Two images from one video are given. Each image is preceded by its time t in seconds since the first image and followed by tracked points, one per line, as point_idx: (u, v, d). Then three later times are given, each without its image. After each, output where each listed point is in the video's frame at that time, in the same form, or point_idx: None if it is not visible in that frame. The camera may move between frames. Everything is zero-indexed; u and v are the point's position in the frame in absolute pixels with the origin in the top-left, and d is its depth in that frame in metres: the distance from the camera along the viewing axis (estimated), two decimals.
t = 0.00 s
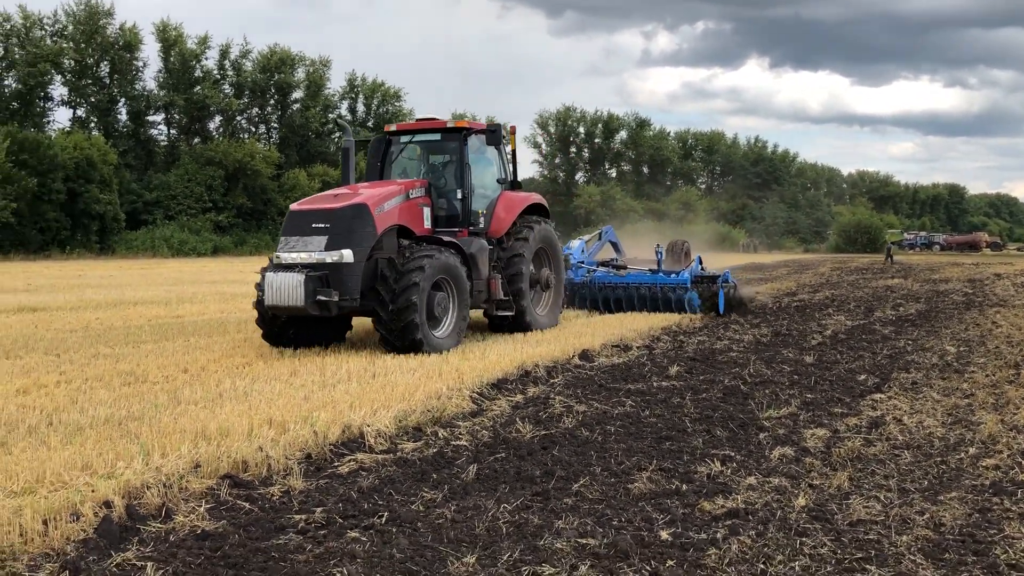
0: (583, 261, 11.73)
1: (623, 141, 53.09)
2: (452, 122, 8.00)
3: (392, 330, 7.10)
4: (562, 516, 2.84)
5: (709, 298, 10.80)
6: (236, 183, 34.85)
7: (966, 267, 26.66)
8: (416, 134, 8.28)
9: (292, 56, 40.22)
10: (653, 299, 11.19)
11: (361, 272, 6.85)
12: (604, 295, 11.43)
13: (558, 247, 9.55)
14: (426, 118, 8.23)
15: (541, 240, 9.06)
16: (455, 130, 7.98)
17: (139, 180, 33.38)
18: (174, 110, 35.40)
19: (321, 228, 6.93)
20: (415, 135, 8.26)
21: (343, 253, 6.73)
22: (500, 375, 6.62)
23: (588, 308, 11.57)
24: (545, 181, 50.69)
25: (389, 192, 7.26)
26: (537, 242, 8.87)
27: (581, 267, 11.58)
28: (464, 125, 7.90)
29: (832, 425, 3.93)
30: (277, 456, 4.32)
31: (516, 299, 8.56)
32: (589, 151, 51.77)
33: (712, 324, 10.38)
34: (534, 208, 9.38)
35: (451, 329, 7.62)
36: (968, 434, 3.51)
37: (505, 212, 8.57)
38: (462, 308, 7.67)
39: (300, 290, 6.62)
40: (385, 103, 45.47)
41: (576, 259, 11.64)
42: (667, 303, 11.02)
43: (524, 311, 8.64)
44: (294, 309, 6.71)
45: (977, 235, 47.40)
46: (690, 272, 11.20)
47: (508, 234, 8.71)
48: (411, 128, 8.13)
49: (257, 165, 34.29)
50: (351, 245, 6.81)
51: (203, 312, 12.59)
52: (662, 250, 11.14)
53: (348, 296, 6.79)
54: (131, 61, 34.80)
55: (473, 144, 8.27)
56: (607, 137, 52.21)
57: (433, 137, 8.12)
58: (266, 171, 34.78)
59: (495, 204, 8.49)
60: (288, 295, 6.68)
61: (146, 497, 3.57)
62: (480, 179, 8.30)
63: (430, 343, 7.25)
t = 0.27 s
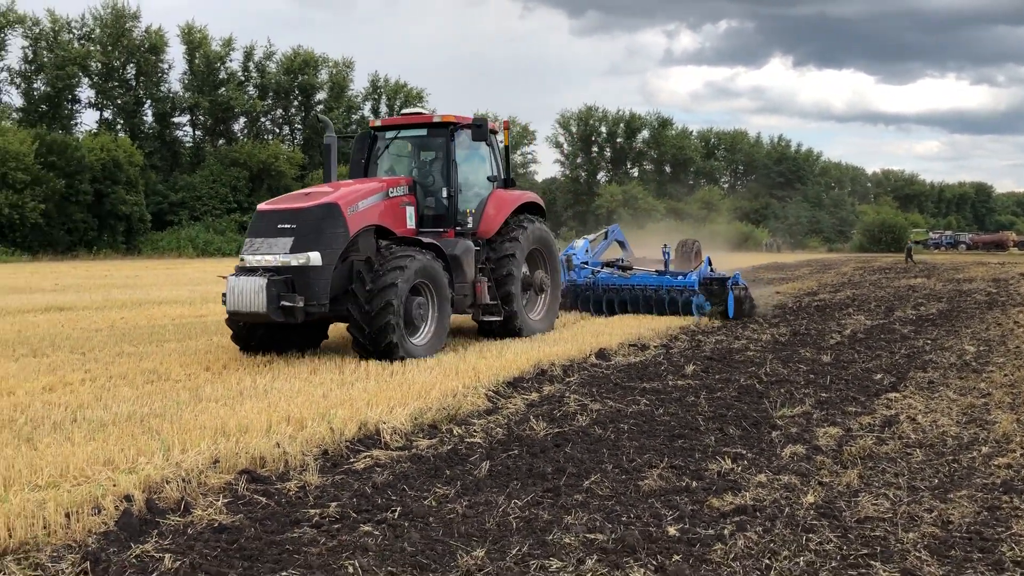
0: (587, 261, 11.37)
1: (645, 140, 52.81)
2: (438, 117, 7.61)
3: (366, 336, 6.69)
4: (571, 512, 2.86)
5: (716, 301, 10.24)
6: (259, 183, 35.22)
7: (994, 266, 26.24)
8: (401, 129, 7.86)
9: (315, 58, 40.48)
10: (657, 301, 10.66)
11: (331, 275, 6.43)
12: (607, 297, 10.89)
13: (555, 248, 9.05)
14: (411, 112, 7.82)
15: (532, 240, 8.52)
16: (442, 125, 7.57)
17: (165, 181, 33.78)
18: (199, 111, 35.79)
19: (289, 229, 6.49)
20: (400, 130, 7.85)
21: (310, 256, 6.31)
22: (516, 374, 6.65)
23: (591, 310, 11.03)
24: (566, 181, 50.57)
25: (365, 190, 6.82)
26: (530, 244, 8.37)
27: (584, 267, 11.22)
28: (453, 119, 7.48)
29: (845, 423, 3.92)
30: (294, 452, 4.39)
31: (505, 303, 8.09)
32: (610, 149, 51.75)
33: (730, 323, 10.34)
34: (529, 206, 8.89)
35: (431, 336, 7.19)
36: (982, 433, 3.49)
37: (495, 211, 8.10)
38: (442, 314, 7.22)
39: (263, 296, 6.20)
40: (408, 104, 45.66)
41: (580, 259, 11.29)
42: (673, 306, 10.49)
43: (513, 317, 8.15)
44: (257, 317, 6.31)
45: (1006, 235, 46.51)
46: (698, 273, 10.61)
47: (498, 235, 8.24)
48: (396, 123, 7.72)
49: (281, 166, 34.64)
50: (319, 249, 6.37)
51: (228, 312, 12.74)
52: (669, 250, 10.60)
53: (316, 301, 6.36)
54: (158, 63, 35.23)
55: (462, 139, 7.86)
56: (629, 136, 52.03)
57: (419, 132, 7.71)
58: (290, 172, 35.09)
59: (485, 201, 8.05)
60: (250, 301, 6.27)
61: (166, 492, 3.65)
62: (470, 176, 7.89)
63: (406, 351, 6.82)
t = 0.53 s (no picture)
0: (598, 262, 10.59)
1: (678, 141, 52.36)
2: (431, 110, 7.20)
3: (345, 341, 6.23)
4: (583, 505, 2.91)
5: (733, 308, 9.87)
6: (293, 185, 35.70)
7: None
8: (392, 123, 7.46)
9: (349, 61, 40.86)
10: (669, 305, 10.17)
11: (306, 277, 6.00)
12: (618, 301, 10.28)
13: (556, 251, 8.59)
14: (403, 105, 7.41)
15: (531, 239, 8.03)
16: (435, 119, 7.16)
17: (201, 184, 34.33)
18: (235, 115, 36.33)
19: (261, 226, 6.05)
20: (392, 124, 7.45)
21: (283, 256, 5.88)
22: (538, 373, 6.67)
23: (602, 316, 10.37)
24: (598, 183, 50.37)
25: (346, 187, 6.41)
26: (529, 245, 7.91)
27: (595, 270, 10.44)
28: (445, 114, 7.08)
29: (864, 423, 3.90)
30: (317, 446, 4.47)
31: (499, 307, 7.60)
32: (643, 151, 51.53)
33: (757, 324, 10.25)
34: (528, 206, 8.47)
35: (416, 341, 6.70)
36: (1004, 434, 3.47)
37: (491, 210, 7.67)
38: (428, 318, 6.73)
39: (229, 298, 5.76)
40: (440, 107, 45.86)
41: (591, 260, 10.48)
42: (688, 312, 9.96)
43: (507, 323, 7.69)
44: (224, 320, 5.86)
45: None
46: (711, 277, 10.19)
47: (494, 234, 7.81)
48: (386, 117, 7.32)
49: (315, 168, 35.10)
50: (292, 248, 5.93)
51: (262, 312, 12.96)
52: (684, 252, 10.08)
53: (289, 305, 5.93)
54: (195, 68, 35.88)
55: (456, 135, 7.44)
56: (662, 138, 51.64)
57: (411, 127, 7.31)
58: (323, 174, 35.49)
59: (480, 200, 7.63)
60: (217, 303, 5.81)
61: (191, 483, 3.75)
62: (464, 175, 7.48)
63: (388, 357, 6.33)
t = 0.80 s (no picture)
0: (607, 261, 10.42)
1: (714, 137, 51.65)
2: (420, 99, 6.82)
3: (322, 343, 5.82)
4: (598, 498, 2.95)
5: (749, 305, 9.34)
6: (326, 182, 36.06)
7: None
8: (381, 113, 7.09)
9: (383, 59, 41.06)
10: (681, 305, 9.71)
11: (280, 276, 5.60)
12: (626, 299, 9.93)
13: (557, 251, 8.20)
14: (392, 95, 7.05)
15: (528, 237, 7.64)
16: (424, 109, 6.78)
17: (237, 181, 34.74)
18: (270, 113, 36.72)
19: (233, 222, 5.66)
20: (381, 114, 7.08)
21: (253, 253, 5.48)
22: (562, 370, 6.68)
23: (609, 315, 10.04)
24: (632, 180, 49.96)
25: (327, 179, 5.99)
26: (526, 240, 7.55)
27: (603, 269, 10.27)
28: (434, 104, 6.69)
29: (887, 420, 3.87)
30: (340, 437, 4.55)
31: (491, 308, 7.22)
32: (679, 147, 50.80)
33: (786, 323, 10.09)
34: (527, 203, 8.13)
35: (400, 345, 6.30)
36: None
37: (484, 206, 7.29)
38: (414, 320, 6.34)
39: (195, 298, 5.36)
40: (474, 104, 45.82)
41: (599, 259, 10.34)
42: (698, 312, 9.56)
43: (500, 323, 7.31)
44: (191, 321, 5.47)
45: None
46: (726, 276, 9.71)
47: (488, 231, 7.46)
48: (375, 106, 6.97)
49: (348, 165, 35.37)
50: (263, 244, 5.53)
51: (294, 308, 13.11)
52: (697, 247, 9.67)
53: (259, 306, 5.52)
54: (231, 66, 36.36)
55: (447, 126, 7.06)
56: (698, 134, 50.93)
57: (400, 117, 6.93)
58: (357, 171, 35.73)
59: (473, 194, 7.29)
60: (183, 302, 5.42)
61: (216, 471, 3.85)
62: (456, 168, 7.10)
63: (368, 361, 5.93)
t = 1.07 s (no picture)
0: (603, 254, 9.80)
1: (736, 130, 51.10)
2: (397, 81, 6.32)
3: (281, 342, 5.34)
4: (608, 485, 3.01)
5: (751, 302, 8.93)
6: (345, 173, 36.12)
7: None
8: (356, 97, 6.60)
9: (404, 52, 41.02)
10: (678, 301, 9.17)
11: (238, 270, 5.19)
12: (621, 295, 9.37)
13: (546, 248, 7.71)
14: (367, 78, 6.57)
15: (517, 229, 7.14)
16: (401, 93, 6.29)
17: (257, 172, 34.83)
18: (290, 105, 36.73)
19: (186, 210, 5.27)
20: (357, 98, 6.59)
21: (210, 244, 5.12)
22: (579, 361, 6.69)
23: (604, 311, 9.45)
24: (652, 172, 49.66)
25: (295, 165, 5.59)
26: (513, 231, 7.06)
27: (598, 262, 9.65)
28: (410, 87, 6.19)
29: (901, 412, 3.87)
30: (357, 425, 4.60)
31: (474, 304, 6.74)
32: (700, 140, 50.22)
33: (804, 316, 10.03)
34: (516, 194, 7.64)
35: (370, 346, 5.79)
36: None
37: (466, 195, 6.80)
38: (385, 319, 5.84)
39: (145, 293, 5.02)
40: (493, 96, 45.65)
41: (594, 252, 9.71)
42: (697, 309, 9.03)
43: (482, 318, 6.77)
44: (140, 318, 5.11)
45: None
46: (726, 271, 9.22)
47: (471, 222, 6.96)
48: (350, 89, 6.49)
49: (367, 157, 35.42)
50: (217, 236, 5.13)
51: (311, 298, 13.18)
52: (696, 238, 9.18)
53: (215, 302, 5.14)
54: (252, 59, 36.45)
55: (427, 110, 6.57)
56: (720, 127, 50.36)
57: (377, 101, 6.46)
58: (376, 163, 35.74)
59: (455, 184, 6.78)
60: (131, 297, 5.07)
61: (234, 457, 3.92)
62: (436, 157, 6.63)
63: (331, 361, 5.42)
